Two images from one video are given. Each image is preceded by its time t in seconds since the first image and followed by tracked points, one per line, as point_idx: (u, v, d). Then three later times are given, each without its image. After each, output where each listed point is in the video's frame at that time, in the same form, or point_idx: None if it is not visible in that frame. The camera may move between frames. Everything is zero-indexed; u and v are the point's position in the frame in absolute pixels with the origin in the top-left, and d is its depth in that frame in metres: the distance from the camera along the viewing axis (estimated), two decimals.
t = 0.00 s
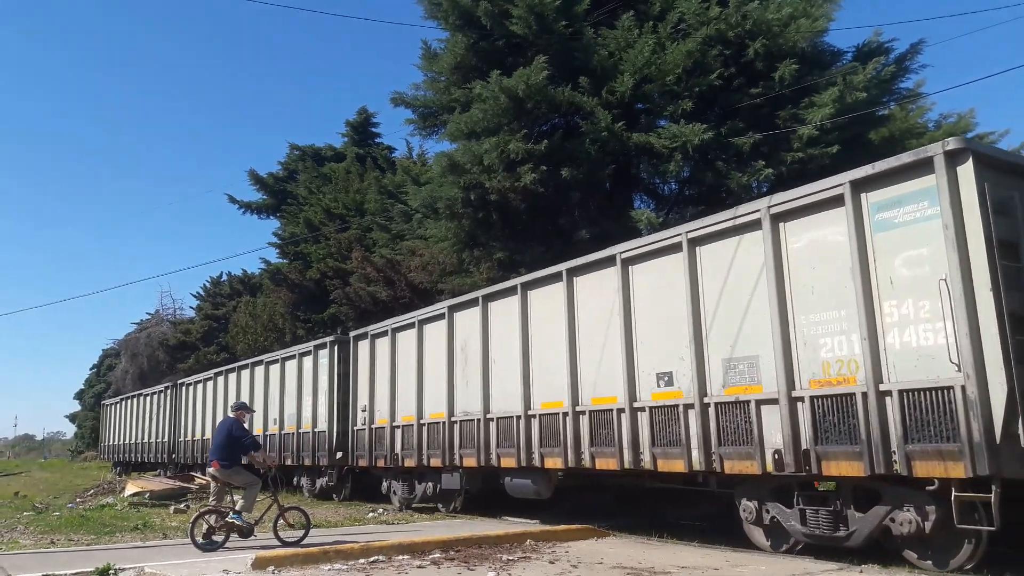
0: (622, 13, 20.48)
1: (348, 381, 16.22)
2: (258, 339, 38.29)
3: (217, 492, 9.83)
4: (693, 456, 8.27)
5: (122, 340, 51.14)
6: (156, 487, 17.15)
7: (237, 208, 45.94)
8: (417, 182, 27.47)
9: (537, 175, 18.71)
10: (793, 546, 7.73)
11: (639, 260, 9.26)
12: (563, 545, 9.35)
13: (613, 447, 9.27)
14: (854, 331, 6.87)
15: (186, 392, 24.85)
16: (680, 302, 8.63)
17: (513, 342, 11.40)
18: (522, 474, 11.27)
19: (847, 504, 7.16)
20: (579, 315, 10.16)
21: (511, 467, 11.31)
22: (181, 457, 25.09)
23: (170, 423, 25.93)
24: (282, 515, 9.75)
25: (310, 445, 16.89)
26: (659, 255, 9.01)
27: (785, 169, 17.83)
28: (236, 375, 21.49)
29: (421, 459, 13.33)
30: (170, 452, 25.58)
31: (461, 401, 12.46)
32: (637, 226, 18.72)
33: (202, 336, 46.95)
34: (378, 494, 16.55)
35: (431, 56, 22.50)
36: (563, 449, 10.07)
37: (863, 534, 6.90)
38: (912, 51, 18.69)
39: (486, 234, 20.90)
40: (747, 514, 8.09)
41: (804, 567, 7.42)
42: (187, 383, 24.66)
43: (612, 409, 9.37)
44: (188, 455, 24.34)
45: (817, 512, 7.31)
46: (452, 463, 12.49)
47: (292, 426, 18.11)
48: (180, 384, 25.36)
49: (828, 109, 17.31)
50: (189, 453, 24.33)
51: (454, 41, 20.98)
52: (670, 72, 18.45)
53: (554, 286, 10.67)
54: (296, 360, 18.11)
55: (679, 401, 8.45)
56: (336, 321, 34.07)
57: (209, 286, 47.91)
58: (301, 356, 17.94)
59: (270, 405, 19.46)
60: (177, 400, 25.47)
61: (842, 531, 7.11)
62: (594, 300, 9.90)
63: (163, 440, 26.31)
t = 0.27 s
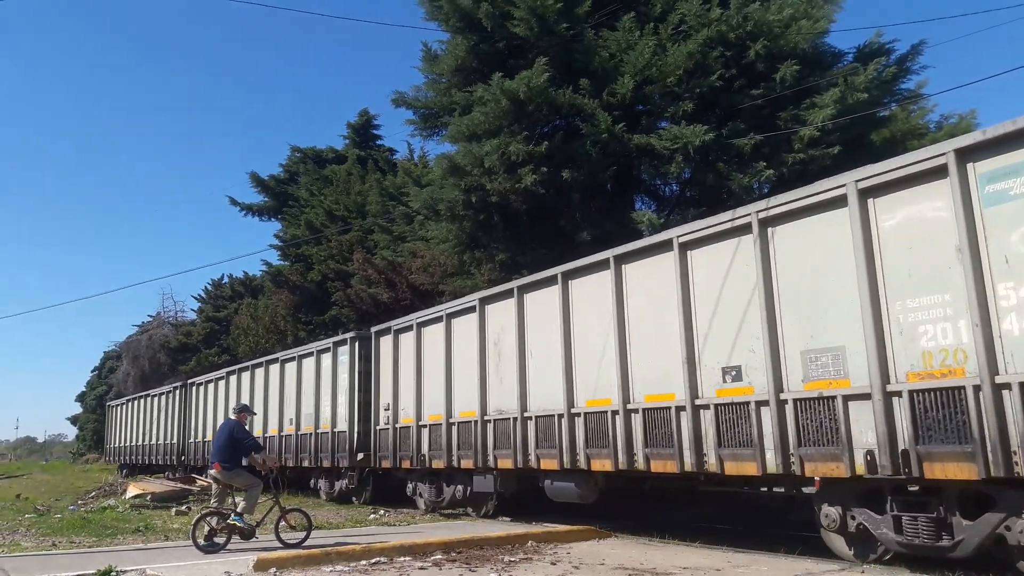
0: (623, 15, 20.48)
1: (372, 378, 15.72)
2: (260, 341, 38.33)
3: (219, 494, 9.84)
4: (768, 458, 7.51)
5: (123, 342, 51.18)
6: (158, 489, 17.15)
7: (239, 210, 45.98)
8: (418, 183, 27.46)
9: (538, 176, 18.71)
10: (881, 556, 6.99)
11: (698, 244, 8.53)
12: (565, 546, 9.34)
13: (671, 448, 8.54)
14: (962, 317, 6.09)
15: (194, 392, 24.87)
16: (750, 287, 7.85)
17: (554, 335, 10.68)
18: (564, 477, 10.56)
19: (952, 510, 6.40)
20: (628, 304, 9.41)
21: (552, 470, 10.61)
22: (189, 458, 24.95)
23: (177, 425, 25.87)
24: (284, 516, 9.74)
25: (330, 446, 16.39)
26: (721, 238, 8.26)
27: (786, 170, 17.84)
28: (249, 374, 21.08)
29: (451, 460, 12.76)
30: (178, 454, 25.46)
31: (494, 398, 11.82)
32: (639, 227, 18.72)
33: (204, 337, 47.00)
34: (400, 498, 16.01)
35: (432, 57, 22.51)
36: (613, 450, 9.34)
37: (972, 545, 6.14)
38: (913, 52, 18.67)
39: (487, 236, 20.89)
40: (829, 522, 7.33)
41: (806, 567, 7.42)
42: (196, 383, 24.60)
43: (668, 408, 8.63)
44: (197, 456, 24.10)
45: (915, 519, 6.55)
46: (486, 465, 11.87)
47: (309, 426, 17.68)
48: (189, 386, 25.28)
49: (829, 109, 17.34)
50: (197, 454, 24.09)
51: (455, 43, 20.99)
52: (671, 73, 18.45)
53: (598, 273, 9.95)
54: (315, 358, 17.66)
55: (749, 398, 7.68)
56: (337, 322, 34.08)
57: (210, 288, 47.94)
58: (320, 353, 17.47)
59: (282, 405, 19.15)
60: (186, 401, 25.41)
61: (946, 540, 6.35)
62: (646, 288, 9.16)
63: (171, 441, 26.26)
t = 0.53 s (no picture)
0: (621, 15, 20.49)
1: (392, 374, 15.14)
2: (256, 341, 38.30)
3: (215, 493, 9.81)
4: (853, 461, 6.86)
5: (120, 341, 51.05)
6: (154, 488, 17.11)
7: (236, 209, 45.92)
8: (416, 183, 27.43)
9: (535, 176, 18.69)
10: (983, 570, 6.25)
11: (766, 225, 7.92)
12: (562, 546, 9.35)
13: (736, 448, 7.90)
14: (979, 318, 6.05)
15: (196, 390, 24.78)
16: (833, 271, 7.19)
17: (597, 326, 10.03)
18: (607, 480, 9.90)
19: None
20: (684, 293, 8.78)
21: (594, 471, 9.93)
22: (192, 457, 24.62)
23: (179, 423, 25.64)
24: (280, 516, 9.68)
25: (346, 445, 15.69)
26: (803, 216, 7.55)
27: (783, 171, 17.89)
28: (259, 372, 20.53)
29: (479, 461, 12.13)
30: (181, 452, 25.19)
31: (528, 394, 11.20)
32: (636, 228, 18.75)
33: (200, 337, 46.92)
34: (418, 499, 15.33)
35: (430, 57, 22.50)
36: (668, 450, 8.70)
37: None
38: (910, 53, 18.71)
39: (485, 236, 20.86)
40: (924, 531, 6.57)
41: (802, 568, 7.45)
42: (200, 381, 24.41)
43: (733, 405, 8.00)
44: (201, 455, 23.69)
45: None
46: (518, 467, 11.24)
47: (323, 425, 17.08)
48: (193, 382, 25.08)
49: (827, 110, 17.31)
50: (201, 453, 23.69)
51: (453, 43, 20.99)
52: (668, 74, 18.46)
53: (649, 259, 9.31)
54: (329, 353, 17.04)
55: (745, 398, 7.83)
56: (334, 322, 34.03)
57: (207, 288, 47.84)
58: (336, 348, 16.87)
59: (292, 403, 18.63)
60: (189, 399, 25.18)
61: None
62: (705, 275, 8.53)
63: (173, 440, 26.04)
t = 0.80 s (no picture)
0: (618, 14, 20.49)
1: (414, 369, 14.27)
2: (253, 340, 38.27)
3: (211, 493, 9.83)
4: (836, 459, 7.03)
5: (116, 340, 50.96)
6: (150, 487, 17.09)
7: (233, 208, 45.85)
8: (413, 182, 27.42)
9: (532, 175, 18.74)
10: None
11: (851, 199, 7.15)
12: (558, 545, 9.34)
13: (817, 446, 7.14)
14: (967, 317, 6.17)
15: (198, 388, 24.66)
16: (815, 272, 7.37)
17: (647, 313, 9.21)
18: (660, 482, 9.11)
19: None
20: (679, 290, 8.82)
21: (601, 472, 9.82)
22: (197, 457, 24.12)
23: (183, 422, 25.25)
24: (277, 515, 9.67)
25: (365, 443, 14.87)
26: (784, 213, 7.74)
27: (780, 171, 17.89)
28: (270, 368, 19.79)
29: (510, 461, 11.28)
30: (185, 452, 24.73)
31: (566, 389, 10.34)
32: (633, 227, 18.75)
33: (197, 336, 46.92)
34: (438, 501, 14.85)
35: (427, 55, 22.49)
36: (735, 449, 7.89)
37: None
38: (906, 53, 18.74)
39: (482, 235, 20.83)
40: None
41: (798, 567, 7.46)
42: (206, 378, 24.08)
43: (812, 398, 7.23)
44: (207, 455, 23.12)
45: None
46: (557, 467, 10.43)
47: (339, 423, 16.28)
48: (200, 380, 24.71)
49: (823, 110, 17.39)
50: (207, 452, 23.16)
51: (450, 41, 20.98)
52: (665, 73, 18.48)
53: (710, 239, 8.50)
54: (346, 347, 16.23)
55: (724, 399, 8.05)
56: (331, 321, 34.01)
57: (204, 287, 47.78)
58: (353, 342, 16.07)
59: (303, 401, 17.96)
60: (194, 397, 24.81)
61: None
62: (778, 255, 7.73)
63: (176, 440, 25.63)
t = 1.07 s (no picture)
0: (615, 13, 20.49)
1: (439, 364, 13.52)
2: (251, 339, 38.26)
3: (209, 492, 9.83)
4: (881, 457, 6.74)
5: (114, 340, 50.90)
6: (149, 487, 17.07)
7: (230, 208, 45.81)
8: (410, 180, 27.41)
9: (530, 174, 18.77)
10: None
11: (894, 183, 6.85)
12: (557, 544, 9.35)
13: (917, 443, 6.45)
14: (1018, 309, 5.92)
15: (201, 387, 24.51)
16: (855, 262, 7.10)
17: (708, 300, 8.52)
18: (724, 483, 8.44)
19: None
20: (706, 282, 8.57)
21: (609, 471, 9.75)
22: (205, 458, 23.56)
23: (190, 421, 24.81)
24: (274, 515, 9.67)
25: (388, 442, 14.14)
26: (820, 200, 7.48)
27: (777, 170, 17.88)
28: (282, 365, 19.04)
29: (551, 459, 10.59)
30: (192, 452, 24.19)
31: (588, 386, 10.09)
32: (630, 226, 18.76)
33: (195, 335, 46.92)
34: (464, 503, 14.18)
35: (424, 53, 22.47)
36: (817, 446, 7.19)
37: None
38: (903, 51, 18.75)
39: (479, 234, 20.81)
40: None
41: (796, 565, 7.49)
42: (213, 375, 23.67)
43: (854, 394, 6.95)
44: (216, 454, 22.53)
45: None
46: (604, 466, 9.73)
47: (358, 420, 15.58)
48: (207, 378, 24.26)
49: (821, 108, 17.42)
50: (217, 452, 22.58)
51: (447, 39, 20.98)
52: (663, 72, 18.49)
53: (781, 217, 7.82)
54: (366, 341, 15.53)
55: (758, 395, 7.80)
56: (329, 320, 34.00)
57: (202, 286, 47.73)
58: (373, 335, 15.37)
59: (315, 399, 17.35)
60: (202, 396, 24.41)
61: None
62: (864, 233, 7.04)
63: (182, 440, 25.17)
